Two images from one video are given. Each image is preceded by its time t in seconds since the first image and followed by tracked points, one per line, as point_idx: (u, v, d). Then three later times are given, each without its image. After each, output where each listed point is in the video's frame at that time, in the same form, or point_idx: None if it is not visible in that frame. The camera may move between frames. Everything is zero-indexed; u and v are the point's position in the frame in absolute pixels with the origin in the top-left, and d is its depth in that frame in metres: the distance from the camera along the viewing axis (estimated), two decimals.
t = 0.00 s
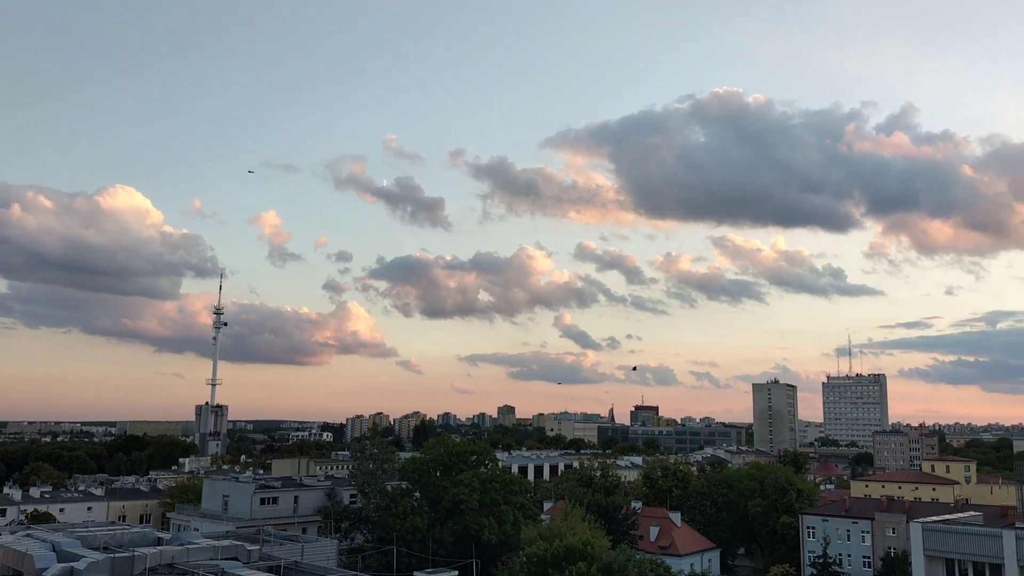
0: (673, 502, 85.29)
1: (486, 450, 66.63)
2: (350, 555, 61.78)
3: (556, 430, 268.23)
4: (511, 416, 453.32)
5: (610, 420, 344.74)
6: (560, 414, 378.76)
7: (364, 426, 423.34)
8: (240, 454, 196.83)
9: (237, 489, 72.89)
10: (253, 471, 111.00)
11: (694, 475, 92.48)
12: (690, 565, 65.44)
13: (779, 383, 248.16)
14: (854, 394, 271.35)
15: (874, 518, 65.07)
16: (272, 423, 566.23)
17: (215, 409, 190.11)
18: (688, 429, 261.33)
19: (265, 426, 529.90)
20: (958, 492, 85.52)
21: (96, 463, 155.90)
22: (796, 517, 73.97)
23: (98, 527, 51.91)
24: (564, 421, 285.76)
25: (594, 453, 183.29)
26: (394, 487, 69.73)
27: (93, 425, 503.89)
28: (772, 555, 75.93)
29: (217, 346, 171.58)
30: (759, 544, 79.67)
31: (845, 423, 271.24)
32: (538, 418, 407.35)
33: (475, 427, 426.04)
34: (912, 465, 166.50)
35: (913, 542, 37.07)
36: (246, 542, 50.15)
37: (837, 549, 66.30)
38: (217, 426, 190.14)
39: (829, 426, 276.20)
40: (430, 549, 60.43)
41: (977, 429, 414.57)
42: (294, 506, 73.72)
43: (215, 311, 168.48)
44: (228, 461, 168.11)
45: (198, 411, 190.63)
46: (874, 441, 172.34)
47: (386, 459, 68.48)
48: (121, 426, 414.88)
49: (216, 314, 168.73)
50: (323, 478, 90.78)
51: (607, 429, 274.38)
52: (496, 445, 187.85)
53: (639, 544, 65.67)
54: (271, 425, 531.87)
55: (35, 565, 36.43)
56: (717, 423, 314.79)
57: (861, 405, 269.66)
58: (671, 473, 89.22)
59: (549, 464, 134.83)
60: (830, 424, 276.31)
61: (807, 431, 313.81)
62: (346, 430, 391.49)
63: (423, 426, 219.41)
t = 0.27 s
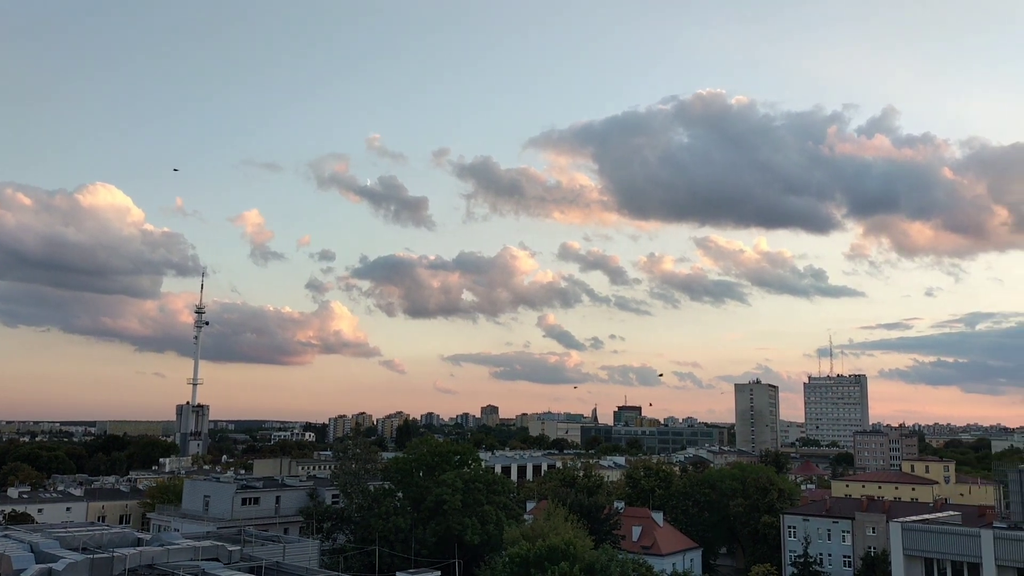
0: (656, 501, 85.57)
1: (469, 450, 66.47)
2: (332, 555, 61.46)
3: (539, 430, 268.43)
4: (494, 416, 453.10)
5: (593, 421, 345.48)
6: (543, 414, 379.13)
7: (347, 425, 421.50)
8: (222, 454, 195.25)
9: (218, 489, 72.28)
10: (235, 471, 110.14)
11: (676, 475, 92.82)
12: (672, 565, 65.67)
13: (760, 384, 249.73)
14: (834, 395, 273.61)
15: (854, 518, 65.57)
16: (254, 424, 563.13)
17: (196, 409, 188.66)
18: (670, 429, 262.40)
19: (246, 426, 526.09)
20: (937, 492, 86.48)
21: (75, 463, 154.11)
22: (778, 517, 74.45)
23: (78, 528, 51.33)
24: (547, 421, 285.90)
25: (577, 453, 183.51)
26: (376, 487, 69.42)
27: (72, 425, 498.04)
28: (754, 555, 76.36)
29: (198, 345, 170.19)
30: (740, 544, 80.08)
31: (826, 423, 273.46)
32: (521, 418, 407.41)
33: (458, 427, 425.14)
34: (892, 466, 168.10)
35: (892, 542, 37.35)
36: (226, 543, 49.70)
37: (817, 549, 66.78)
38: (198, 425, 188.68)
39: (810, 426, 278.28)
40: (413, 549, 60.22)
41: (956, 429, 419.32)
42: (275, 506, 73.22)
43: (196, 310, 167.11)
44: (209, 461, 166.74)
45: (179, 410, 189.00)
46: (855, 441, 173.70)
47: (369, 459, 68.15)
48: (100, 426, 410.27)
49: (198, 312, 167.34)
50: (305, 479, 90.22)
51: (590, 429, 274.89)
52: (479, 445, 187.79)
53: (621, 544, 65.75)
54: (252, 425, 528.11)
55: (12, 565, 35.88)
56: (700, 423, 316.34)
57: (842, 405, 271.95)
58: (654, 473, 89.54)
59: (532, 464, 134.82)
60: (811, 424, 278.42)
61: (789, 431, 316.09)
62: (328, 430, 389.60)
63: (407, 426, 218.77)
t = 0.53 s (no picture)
0: (640, 502, 85.80)
1: (454, 450, 66.33)
2: (315, 555, 61.16)
3: (524, 430, 268.58)
4: (480, 416, 452.82)
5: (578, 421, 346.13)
6: (527, 414, 379.39)
7: (331, 425, 419.81)
8: (205, 454, 193.87)
9: (201, 489, 71.71)
10: (218, 471, 109.34)
11: (660, 476, 93.09)
12: (656, 565, 65.83)
13: (744, 385, 251.07)
14: (817, 396, 275.57)
15: (836, 518, 65.98)
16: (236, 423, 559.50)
17: (179, 408, 187.37)
18: (655, 429, 263.32)
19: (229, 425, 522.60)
20: (919, 492, 87.22)
21: (56, 462, 152.47)
22: (761, 517, 74.86)
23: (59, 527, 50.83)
24: (532, 421, 285.99)
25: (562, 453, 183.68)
26: (360, 487, 69.11)
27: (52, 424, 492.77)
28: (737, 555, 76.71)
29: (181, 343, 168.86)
30: (724, 544, 80.41)
31: (809, 424, 275.37)
32: (506, 419, 407.39)
33: (443, 427, 424.26)
34: (874, 466, 169.49)
35: (874, 542, 37.60)
36: (209, 543, 49.29)
37: (800, 549, 67.17)
38: (181, 425, 187.38)
39: (794, 427, 280.11)
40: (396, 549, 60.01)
41: (937, 430, 423.52)
42: (258, 506, 72.74)
43: (180, 308, 165.88)
44: (192, 460, 165.44)
45: (161, 409, 187.52)
46: (837, 442, 174.87)
47: (353, 459, 67.83)
48: (81, 425, 406.36)
49: (181, 311, 166.06)
50: (289, 478, 89.69)
51: (575, 429, 275.25)
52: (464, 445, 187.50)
53: (606, 544, 65.80)
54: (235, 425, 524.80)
55: None
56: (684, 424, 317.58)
57: (825, 406, 273.95)
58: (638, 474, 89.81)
59: (517, 464, 134.74)
60: (794, 425, 280.26)
61: (772, 431, 318.07)
62: (312, 430, 387.98)
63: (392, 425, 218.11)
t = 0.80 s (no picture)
0: (622, 501, 86.08)
1: (437, 450, 66.21)
2: (296, 555, 60.84)
3: (507, 430, 268.64)
4: (462, 415, 452.42)
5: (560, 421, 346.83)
6: (510, 414, 379.55)
7: (313, 425, 417.49)
8: (185, 454, 192.35)
9: (180, 488, 71.04)
10: (199, 471, 108.50)
11: (642, 475, 93.40)
12: (638, 564, 66.00)
13: (726, 384, 252.57)
14: (798, 396, 277.74)
15: (816, 517, 66.47)
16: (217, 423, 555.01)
17: (158, 407, 185.72)
18: (637, 429, 264.25)
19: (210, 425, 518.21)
20: (897, 492, 88.17)
21: (33, 462, 150.48)
22: (742, 517, 75.33)
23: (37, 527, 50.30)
24: (515, 421, 285.94)
25: (545, 452, 183.77)
26: (343, 487, 68.82)
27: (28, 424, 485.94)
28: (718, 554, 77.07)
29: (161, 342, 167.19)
30: (705, 543, 80.80)
31: (790, 424, 277.56)
32: (488, 419, 407.20)
33: (426, 427, 423.47)
34: (853, 466, 171.04)
35: (853, 541, 37.91)
36: (189, 544, 48.80)
37: (780, 548, 67.63)
38: (161, 424, 185.74)
39: (774, 426, 282.21)
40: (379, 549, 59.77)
41: (915, 430, 428.26)
42: (239, 506, 72.14)
43: (160, 306, 164.18)
44: (172, 460, 163.97)
45: (141, 409, 185.64)
46: (817, 442, 176.22)
47: (335, 459, 67.50)
48: (58, 425, 401.12)
49: (161, 309, 164.41)
50: (270, 478, 89.10)
51: (557, 429, 275.61)
52: (447, 444, 187.28)
53: (587, 543, 65.89)
54: (216, 425, 520.40)
55: None
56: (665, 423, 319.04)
57: (805, 406, 276.20)
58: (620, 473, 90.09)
59: (499, 464, 134.66)
60: (774, 425, 282.33)
61: (753, 431, 320.28)
62: (294, 430, 386.17)
63: (374, 425, 217.37)
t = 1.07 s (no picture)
0: (602, 500, 86.33)
1: (417, 449, 65.97)
2: (275, 555, 60.41)
3: (487, 429, 268.60)
4: (443, 414, 451.68)
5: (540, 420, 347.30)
6: (491, 413, 379.48)
7: (292, 424, 414.65)
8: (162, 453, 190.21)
9: (158, 488, 70.25)
10: (176, 471, 107.25)
11: (622, 473, 93.71)
12: (618, 563, 66.17)
13: (705, 383, 254.16)
14: (776, 395, 280.11)
15: (794, 515, 67.05)
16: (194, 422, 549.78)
17: (136, 406, 183.52)
18: (617, 428, 265.17)
19: (187, 424, 513.20)
20: (874, 489, 89.15)
21: (7, 462, 148.15)
22: (721, 515, 75.83)
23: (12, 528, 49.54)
24: (496, 420, 285.73)
25: (526, 451, 183.83)
26: (322, 487, 68.37)
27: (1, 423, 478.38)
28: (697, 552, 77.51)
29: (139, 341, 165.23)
30: (684, 541, 81.23)
31: (768, 422, 279.88)
32: (469, 418, 406.71)
33: (406, 426, 422.30)
34: (830, 464, 172.79)
35: (830, 539, 38.29)
36: (166, 544, 48.25)
37: (758, 546, 68.12)
38: (138, 424, 183.60)
39: (753, 425, 284.47)
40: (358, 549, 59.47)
41: (892, 429, 433.17)
42: (217, 506, 71.48)
43: (137, 304, 162.39)
44: (149, 460, 162.10)
45: (117, 408, 183.37)
46: (795, 440, 177.81)
47: (315, 458, 67.04)
48: (32, 424, 395.47)
49: (139, 307, 162.55)
50: (248, 478, 88.34)
51: (538, 428, 275.92)
52: (427, 444, 186.92)
53: (567, 542, 65.96)
54: (193, 424, 515.38)
55: None
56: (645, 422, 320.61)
57: (783, 405, 278.66)
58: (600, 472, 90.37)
59: (480, 463, 134.52)
60: (753, 423, 284.52)
61: (732, 430, 322.58)
62: (273, 429, 383.65)
63: (354, 424, 216.35)
